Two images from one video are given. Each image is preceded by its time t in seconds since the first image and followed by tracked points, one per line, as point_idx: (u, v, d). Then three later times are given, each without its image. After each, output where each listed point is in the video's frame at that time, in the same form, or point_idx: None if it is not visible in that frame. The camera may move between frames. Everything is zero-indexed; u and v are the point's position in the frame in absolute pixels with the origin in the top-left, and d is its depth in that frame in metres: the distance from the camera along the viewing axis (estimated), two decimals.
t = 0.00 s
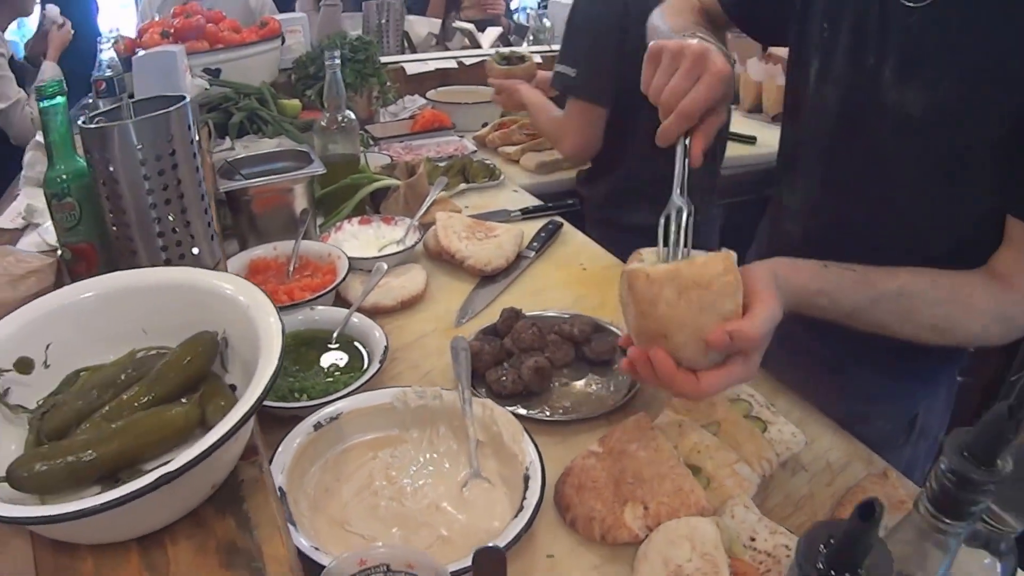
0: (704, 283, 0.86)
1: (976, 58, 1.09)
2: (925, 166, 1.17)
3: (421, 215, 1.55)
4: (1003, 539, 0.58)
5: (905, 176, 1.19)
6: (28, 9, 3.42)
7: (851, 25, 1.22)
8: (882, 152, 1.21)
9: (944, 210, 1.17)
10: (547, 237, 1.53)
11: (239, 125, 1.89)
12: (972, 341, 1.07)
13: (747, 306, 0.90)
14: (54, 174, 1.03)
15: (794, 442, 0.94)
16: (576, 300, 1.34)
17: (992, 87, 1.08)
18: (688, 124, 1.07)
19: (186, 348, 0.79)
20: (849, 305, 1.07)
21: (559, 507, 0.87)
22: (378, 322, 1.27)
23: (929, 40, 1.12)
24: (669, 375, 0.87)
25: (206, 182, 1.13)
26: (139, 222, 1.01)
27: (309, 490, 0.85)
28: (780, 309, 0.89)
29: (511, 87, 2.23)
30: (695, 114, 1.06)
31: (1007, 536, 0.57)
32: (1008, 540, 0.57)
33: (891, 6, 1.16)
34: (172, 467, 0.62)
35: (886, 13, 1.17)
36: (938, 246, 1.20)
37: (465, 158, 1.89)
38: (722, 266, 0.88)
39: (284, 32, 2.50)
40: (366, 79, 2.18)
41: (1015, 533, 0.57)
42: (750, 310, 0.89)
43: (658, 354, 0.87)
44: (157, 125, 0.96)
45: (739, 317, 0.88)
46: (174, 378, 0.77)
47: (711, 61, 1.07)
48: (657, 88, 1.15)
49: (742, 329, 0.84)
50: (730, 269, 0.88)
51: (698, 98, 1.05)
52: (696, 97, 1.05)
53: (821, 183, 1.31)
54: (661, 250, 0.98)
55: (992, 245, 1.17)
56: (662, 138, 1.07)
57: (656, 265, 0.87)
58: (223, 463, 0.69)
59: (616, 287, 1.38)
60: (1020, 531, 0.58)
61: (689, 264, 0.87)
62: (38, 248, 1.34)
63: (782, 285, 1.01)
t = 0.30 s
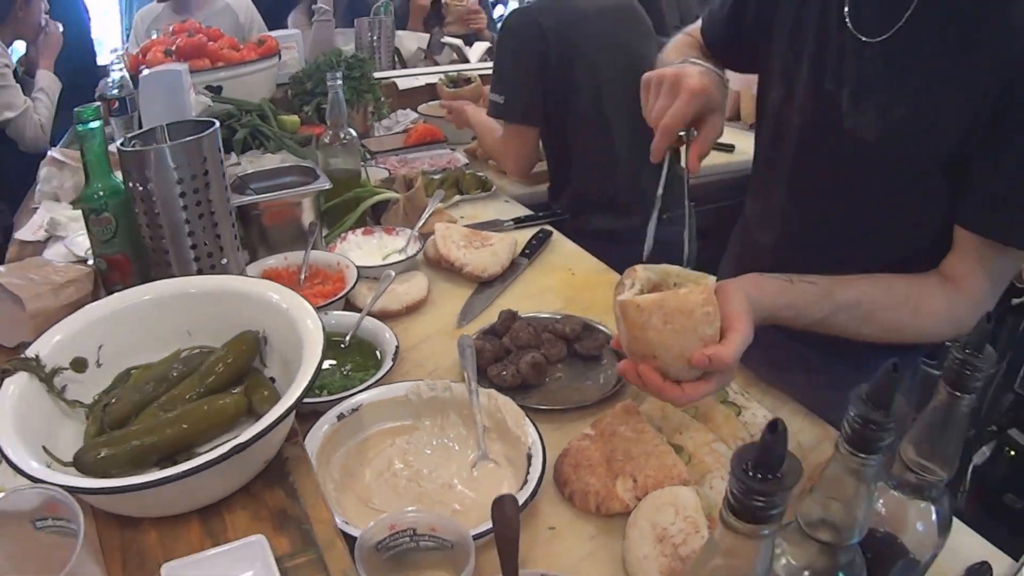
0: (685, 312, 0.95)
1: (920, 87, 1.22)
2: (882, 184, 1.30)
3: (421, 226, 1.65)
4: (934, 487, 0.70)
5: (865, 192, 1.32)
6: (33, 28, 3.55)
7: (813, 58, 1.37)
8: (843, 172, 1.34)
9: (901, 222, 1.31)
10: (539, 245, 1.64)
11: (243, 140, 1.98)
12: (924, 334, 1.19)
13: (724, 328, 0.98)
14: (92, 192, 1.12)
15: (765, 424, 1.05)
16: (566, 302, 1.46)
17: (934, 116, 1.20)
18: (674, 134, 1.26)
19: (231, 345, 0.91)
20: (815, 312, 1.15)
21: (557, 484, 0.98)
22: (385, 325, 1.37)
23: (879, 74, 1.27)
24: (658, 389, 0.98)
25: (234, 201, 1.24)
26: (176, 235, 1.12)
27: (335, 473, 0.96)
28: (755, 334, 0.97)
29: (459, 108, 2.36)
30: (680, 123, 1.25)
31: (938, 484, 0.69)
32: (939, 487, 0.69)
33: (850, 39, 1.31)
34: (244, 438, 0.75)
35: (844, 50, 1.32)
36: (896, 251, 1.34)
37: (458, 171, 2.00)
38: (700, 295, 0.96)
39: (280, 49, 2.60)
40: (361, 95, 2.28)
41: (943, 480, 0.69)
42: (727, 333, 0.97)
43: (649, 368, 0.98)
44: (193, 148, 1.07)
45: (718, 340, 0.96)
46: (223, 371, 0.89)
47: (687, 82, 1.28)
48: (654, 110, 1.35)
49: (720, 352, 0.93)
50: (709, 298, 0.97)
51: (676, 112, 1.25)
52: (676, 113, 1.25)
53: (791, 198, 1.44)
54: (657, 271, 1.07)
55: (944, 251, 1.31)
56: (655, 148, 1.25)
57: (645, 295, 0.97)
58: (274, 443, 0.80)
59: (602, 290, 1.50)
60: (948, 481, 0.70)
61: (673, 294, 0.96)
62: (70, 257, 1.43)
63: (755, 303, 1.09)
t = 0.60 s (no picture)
0: (669, 317, 1.06)
1: (869, 103, 1.34)
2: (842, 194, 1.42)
3: (422, 237, 1.76)
4: (885, 453, 0.80)
5: (826, 203, 1.44)
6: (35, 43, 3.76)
7: (777, 81, 1.50)
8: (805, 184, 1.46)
9: (859, 229, 1.42)
10: (531, 255, 1.76)
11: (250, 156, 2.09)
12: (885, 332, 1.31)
13: (700, 335, 1.09)
14: (127, 205, 1.31)
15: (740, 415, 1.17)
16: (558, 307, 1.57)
17: (883, 130, 1.32)
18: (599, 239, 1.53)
19: (268, 344, 1.03)
20: (782, 317, 1.28)
21: (554, 469, 1.09)
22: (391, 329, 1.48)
23: (835, 90, 1.38)
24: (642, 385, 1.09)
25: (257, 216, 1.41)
26: (206, 244, 1.29)
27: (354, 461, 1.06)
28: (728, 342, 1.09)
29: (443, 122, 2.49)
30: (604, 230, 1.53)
31: (886, 450, 0.79)
32: (887, 454, 0.79)
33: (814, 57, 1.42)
34: (298, 417, 0.86)
35: (804, 71, 1.44)
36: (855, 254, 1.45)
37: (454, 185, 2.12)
38: (682, 304, 1.07)
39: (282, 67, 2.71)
40: (361, 111, 2.37)
41: (891, 447, 0.79)
42: (703, 337, 1.08)
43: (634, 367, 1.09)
44: (225, 167, 1.24)
45: (694, 344, 1.07)
46: (261, 367, 1.02)
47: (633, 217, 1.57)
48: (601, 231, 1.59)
49: (694, 353, 1.04)
50: (688, 306, 1.08)
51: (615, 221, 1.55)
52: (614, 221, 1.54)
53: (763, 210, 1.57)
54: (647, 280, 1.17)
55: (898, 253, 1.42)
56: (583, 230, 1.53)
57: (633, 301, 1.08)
58: (311, 427, 0.91)
59: (592, 296, 1.61)
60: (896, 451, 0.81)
61: (659, 301, 1.07)
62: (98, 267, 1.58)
63: (728, 311, 1.21)
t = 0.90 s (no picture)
0: (665, 333, 1.14)
1: (852, 124, 1.43)
2: (827, 210, 1.51)
3: (426, 249, 1.84)
4: (858, 446, 0.88)
5: (806, 221, 1.54)
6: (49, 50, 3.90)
7: (770, 101, 1.58)
8: (792, 202, 1.55)
9: (843, 243, 1.51)
10: (530, 266, 1.84)
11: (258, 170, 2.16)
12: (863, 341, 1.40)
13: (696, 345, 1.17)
14: (153, 216, 1.39)
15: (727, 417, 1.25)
16: (557, 315, 1.65)
17: (864, 149, 1.41)
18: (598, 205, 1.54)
19: (291, 347, 1.13)
20: (772, 327, 1.32)
21: (554, 466, 1.16)
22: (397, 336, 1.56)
23: (822, 112, 1.48)
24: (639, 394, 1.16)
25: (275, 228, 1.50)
26: (229, 253, 1.38)
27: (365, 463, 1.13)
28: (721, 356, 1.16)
29: (439, 135, 2.55)
30: (599, 196, 1.54)
31: (861, 443, 0.87)
32: (861, 446, 0.87)
33: (801, 80, 1.51)
34: (327, 411, 0.94)
35: (796, 93, 1.52)
36: (840, 266, 1.53)
37: (454, 199, 2.20)
38: (678, 319, 1.16)
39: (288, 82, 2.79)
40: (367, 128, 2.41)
41: (865, 440, 0.87)
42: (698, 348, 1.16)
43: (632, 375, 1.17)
44: (249, 182, 1.33)
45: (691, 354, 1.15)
46: (284, 368, 1.11)
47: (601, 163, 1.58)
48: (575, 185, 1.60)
49: (689, 362, 1.12)
50: (684, 321, 1.16)
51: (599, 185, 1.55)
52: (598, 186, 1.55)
53: (752, 226, 1.65)
54: (644, 301, 1.26)
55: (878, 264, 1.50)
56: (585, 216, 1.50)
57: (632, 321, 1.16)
58: (334, 424, 0.99)
59: (589, 305, 1.69)
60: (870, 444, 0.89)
61: (658, 320, 1.15)
62: (117, 273, 1.68)
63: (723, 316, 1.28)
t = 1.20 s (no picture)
0: (661, 310, 1.18)
1: (855, 144, 1.47)
2: (827, 226, 1.55)
3: (433, 260, 1.88)
4: (852, 454, 0.92)
5: (804, 239, 1.59)
6: (57, 53, 3.93)
7: (774, 119, 1.63)
8: (790, 220, 1.60)
9: (841, 258, 1.55)
10: (536, 279, 1.89)
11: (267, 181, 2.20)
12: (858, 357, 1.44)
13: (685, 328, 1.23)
14: (168, 223, 1.43)
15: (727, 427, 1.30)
16: (561, 327, 1.70)
17: (865, 169, 1.46)
18: (660, 221, 1.36)
19: (306, 353, 1.17)
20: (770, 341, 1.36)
21: (559, 472, 1.20)
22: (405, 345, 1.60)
23: (825, 130, 1.51)
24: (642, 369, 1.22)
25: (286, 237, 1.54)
26: (242, 261, 1.42)
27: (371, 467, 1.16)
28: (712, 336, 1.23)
29: (445, 142, 2.58)
30: (663, 214, 1.35)
31: (854, 452, 0.91)
32: (855, 454, 0.91)
33: (805, 100, 1.55)
34: (343, 415, 0.98)
35: (802, 110, 1.56)
36: (837, 280, 1.58)
37: (461, 212, 2.25)
38: (673, 299, 1.19)
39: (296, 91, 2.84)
40: (373, 138, 2.44)
41: (858, 448, 0.91)
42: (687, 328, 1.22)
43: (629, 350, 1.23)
44: (261, 191, 1.37)
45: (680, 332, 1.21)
46: (298, 374, 1.15)
47: (672, 172, 1.35)
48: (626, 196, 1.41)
49: (682, 341, 1.18)
50: (679, 301, 1.20)
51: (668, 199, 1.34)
52: (666, 200, 1.34)
53: (752, 240, 1.70)
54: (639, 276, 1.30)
55: (873, 281, 1.55)
56: (639, 233, 1.34)
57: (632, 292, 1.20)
58: (348, 427, 1.03)
59: (593, 318, 1.73)
60: (863, 453, 0.93)
61: (657, 297, 1.19)
62: (132, 278, 1.72)
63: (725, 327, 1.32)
